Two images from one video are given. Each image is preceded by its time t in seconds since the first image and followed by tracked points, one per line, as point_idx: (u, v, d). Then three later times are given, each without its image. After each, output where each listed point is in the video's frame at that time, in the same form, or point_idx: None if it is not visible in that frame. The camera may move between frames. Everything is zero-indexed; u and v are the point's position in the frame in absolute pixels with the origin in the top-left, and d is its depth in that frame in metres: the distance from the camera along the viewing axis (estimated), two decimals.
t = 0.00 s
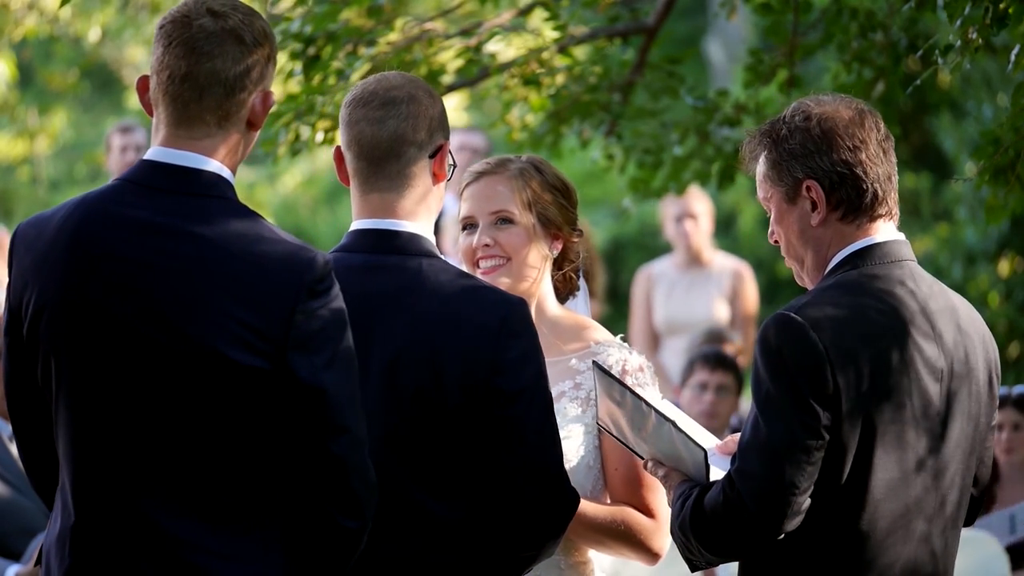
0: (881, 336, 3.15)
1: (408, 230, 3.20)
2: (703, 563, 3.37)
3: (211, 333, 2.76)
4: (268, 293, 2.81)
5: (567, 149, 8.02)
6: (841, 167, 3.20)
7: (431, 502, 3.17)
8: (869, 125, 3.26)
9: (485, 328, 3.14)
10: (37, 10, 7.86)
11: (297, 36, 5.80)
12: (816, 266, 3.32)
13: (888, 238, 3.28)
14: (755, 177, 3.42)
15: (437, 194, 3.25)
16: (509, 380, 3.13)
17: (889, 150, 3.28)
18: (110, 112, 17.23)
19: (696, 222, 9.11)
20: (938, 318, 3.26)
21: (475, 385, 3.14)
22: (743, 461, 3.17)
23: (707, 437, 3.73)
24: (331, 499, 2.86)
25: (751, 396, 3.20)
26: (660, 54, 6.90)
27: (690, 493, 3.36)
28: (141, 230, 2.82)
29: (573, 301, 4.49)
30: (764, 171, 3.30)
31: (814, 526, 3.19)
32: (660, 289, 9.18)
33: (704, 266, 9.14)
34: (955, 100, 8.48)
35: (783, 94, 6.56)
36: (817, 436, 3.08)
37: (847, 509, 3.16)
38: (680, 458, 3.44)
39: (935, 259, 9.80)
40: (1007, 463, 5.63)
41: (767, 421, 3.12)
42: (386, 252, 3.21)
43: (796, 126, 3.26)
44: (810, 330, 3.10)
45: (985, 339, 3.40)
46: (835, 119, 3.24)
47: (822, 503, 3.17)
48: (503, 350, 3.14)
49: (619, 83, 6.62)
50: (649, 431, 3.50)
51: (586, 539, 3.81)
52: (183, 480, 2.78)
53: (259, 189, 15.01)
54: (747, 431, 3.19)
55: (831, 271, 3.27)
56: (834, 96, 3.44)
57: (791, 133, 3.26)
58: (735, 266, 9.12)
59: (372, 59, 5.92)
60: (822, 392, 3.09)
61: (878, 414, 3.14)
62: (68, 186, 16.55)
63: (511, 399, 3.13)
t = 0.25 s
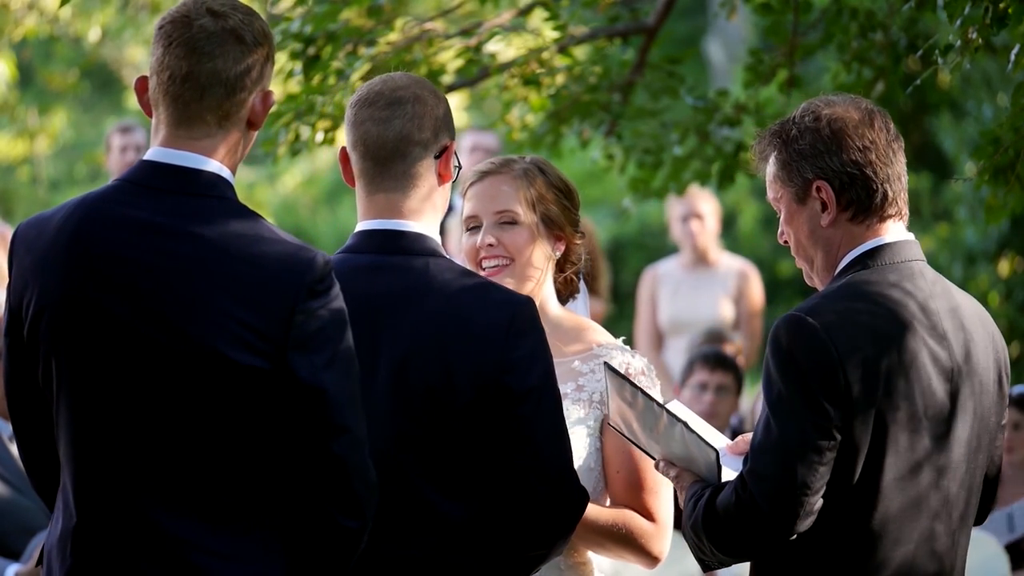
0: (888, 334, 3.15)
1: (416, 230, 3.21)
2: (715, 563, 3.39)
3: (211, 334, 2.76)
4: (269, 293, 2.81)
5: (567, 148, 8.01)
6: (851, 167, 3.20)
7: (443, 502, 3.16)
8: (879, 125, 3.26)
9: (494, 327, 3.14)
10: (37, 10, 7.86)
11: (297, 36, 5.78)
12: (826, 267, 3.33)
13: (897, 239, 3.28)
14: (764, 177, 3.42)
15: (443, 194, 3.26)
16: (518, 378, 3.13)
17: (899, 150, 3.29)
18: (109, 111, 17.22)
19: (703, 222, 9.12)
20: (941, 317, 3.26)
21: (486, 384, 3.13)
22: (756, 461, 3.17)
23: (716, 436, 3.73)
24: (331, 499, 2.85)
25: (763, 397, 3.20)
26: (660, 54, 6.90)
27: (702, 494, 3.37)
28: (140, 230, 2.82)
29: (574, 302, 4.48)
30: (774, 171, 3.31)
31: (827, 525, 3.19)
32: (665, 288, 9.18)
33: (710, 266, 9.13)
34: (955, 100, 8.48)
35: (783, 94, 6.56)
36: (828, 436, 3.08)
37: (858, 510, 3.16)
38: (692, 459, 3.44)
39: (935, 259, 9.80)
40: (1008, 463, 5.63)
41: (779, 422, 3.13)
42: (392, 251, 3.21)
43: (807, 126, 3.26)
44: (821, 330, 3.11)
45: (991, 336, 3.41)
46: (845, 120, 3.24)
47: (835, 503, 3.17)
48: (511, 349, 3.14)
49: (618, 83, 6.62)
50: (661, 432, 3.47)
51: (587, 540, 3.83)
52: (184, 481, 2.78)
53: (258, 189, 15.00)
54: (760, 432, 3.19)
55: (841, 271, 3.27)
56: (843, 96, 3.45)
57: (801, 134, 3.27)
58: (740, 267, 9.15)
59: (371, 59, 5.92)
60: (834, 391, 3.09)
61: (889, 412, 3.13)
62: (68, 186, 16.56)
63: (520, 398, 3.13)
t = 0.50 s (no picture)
0: (892, 333, 3.15)
1: (415, 229, 3.21)
2: (722, 563, 3.38)
3: (212, 334, 2.76)
4: (269, 291, 2.80)
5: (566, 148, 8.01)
6: (856, 167, 3.20)
7: (441, 500, 3.17)
8: (884, 125, 3.26)
9: (497, 327, 3.14)
10: (37, 10, 7.86)
11: (297, 36, 5.77)
12: (833, 267, 3.32)
13: (903, 238, 3.28)
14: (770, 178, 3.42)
15: (444, 192, 3.26)
16: (519, 378, 3.13)
17: (905, 150, 3.29)
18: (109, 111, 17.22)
19: (705, 222, 9.12)
20: (942, 318, 3.25)
21: (487, 384, 3.14)
22: (762, 461, 3.16)
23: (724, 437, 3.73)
24: (332, 495, 2.86)
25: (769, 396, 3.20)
26: (660, 55, 6.89)
27: (710, 494, 3.36)
28: (142, 231, 2.82)
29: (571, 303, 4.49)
30: (780, 172, 3.31)
31: (835, 524, 3.18)
32: (666, 288, 9.18)
33: (711, 266, 9.13)
34: (955, 99, 8.48)
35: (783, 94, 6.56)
36: (834, 435, 3.08)
37: (865, 509, 3.16)
38: (700, 460, 3.46)
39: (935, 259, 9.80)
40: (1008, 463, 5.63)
41: (785, 421, 3.12)
42: (393, 251, 3.21)
43: (812, 127, 3.26)
44: (827, 329, 3.11)
45: (997, 335, 3.40)
46: (850, 120, 3.25)
47: (841, 503, 3.17)
48: (512, 349, 3.14)
49: (618, 83, 6.61)
50: (668, 432, 3.47)
51: (585, 540, 3.83)
52: (185, 480, 2.78)
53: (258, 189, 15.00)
54: (766, 432, 3.18)
55: (847, 271, 3.27)
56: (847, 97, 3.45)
57: (806, 135, 3.27)
58: (741, 267, 9.14)
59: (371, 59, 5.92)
60: (840, 390, 3.09)
61: (894, 412, 3.14)
62: (68, 186, 16.56)
63: (520, 398, 3.13)
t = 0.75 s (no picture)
0: (894, 332, 3.15)
1: (408, 228, 3.20)
2: (723, 563, 3.37)
3: (219, 336, 2.76)
4: (275, 290, 2.80)
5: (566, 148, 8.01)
6: (857, 168, 3.20)
7: (422, 499, 3.19)
8: (885, 125, 3.26)
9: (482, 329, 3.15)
10: (37, 10, 7.86)
11: (297, 36, 5.79)
12: (834, 267, 3.32)
13: (904, 238, 3.28)
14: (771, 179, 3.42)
15: (437, 191, 3.25)
16: (503, 380, 3.14)
17: (906, 150, 3.29)
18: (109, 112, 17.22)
19: (701, 221, 9.10)
20: (944, 317, 3.25)
21: (470, 386, 3.14)
22: (763, 460, 3.16)
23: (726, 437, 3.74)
24: (339, 495, 2.86)
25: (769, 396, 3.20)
26: (659, 55, 6.89)
27: (710, 493, 3.36)
28: (147, 233, 2.82)
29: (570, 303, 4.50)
30: (781, 173, 3.31)
31: (835, 524, 3.18)
32: (661, 288, 9.18)
33: (706, 266, 9.14)
34: (955, 99, 8.48)
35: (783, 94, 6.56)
36: (834, 435, 3.08)
37: (865, 509, 3.16)
38: (701, 460, 3.46)
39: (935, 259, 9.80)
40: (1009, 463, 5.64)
41: (786, 420, 3.12)
42: (385, 251, 3.20)
43: (813, 127, 3.26)
44: (827, 329, 3.11)
45: (998, 335, 3.40)
46: (851, 120, 3.25)
47: (840, 502, 3.17)
48: (496, 351, 3.15)
49: (618, 83, 6.60)
50: (670, 432, 3.48)
51: (579, 541, 3.83)
52: (191, 480, 2.78)
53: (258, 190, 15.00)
54: (766, 431, 3.18)
55: (848, 271, 3.27)
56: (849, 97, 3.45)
57: (807, 135, 3.27)
58: (737, 268, 9.16)
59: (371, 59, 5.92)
60: (840, 389, 3.09)
61: (895, 412, 3.13)
62: (68, 186, 16.56)
63: (505, 399, 3.14)
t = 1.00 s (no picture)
0: (892, 332, 3.16)
1: (395, 229, 3.20)
2: (717, 562, 3.38)
3: (225, 336, 2.76)
4: (280, 290, 2.80)
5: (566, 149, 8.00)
6: (853, 167, 3.20)
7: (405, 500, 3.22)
8: (882, 125, 3.26)
9: (463, 329, 3.15)
10: (37, 10, 7.86)
11: (296, 36, 5.81)
12: (829, 267, 3.32)
13: (900, 238, 3.28)
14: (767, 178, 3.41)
15: (426, 191, 3.24)
16: (483, 382, 3.14)
17: (902, 151, 3.28)
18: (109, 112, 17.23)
19: (695, 221, 9.10)
20: (948, 319, 3.27)
21: (450, 387, 3.14)
22: (758, 459, 3.16)
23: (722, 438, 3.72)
24: (344, 496, 2.85)
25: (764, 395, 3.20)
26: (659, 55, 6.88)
27: (705, 492, 3.36)
28: (151, 233, 2.82)
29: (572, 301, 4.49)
30: (777, 172, 3.31)
31: (827, 523, 3.19)
32: (657, 288, 9.17)
33: (699, 266, 9.13)
34: (955, 99, 8.48)
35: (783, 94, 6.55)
36: (828, 433, 3.08)
37: (860, 508, 3.16)
38: (695, 459, 3.44)
39: (936, 259, 9.80)
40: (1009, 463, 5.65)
41: (780, 420, 3.12)
42: (370, 250, 3.20)
43: (809, 126, 3.26)
44: (822, 328, 3.11)
45: (996, 336, 3.41)
46: (847, 120, 3.24)
47: (835, 501, 3.17)
48: (478, 352, 3.15)
49: (618, 83, 6.60)
50: (664, 430, 3.46)
51: (574, 543, 3.84)
52: (196, 481, 2.78)
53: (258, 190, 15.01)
54: (760, 431, 3.18)
55: (843, 271, 3.28)
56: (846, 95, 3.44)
57: (803, 135, 3.26)
58: (731, 268, 9.17)
59: (371, 59, 5.92)
60: (835, 389, 3.09)
61: (890, 411, 3.13)
62: (68, 186, 16.58)
63: (485, 402, 3.15)
